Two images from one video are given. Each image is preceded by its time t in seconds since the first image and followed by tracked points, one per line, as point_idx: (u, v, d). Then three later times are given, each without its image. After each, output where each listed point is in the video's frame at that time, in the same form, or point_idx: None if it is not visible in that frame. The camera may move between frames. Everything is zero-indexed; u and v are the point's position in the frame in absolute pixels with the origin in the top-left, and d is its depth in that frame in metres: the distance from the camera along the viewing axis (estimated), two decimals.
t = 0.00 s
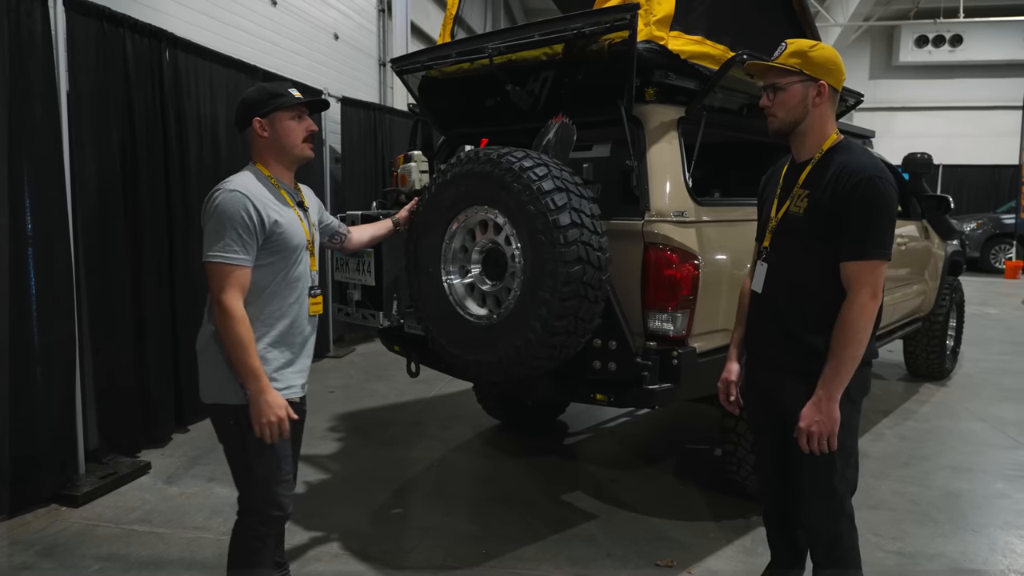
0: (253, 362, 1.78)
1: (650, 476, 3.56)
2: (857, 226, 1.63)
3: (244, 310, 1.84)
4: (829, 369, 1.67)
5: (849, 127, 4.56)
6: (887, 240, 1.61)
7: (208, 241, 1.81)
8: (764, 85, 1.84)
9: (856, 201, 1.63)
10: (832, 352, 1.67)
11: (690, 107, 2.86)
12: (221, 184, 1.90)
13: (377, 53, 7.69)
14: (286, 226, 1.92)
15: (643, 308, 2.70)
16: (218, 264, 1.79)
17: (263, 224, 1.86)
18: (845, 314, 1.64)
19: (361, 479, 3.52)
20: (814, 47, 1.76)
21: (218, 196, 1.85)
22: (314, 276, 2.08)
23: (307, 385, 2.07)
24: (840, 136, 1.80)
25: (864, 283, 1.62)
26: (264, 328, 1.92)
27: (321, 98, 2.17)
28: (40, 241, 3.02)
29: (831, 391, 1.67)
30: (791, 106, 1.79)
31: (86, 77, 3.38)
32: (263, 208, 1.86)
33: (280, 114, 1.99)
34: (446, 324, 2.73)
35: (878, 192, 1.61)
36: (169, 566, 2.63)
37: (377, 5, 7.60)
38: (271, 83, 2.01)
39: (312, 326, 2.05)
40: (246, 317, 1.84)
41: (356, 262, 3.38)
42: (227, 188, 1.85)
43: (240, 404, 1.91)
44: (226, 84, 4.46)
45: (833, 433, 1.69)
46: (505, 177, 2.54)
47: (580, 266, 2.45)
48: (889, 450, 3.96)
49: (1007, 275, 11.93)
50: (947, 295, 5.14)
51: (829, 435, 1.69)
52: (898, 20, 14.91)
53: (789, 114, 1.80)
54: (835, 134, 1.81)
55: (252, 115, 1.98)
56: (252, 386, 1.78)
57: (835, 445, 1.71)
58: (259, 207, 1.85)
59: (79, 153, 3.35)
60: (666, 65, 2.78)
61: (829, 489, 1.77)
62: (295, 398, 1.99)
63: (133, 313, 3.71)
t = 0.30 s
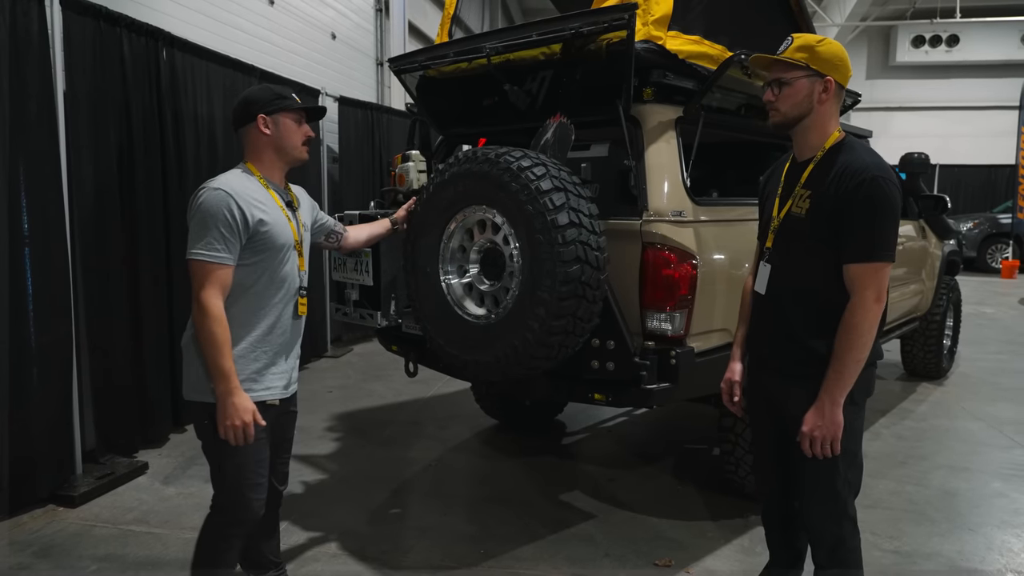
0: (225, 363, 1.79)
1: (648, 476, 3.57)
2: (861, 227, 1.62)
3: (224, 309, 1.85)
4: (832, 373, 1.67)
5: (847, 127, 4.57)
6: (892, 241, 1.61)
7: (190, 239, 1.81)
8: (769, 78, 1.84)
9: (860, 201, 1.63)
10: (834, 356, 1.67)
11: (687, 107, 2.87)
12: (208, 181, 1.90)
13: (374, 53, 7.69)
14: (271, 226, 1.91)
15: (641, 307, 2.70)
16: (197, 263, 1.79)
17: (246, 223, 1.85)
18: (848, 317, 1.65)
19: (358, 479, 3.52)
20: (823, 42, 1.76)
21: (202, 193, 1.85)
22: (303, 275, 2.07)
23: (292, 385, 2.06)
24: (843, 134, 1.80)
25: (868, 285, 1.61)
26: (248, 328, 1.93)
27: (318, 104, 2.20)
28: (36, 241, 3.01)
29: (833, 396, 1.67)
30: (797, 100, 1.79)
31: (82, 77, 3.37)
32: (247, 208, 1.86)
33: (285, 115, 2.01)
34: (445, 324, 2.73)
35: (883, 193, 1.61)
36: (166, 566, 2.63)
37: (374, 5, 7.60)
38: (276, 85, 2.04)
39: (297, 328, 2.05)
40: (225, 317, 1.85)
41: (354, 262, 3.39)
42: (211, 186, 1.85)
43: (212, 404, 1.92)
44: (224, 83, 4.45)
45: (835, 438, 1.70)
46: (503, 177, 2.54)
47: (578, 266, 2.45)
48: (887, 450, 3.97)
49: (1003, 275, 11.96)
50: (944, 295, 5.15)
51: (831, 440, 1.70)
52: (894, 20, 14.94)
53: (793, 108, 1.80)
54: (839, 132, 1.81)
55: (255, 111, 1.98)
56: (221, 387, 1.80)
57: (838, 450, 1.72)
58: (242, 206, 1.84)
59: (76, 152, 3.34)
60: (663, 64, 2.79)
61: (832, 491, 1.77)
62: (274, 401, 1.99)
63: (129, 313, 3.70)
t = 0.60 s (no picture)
0: (217, 365, 1.79)
1: (646, 476, 3.57)
2: (864, 229, 1.62)
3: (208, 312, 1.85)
4: (827, 377, 1.68)
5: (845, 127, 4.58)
6: (894, 246, 1.61)
7: (167, 245, 1.80)
8: (776, 74, 1.84)
9: (864, 203, 1.63)
10: (831, 359, 1.67)
11: (686, 107, 2.86)
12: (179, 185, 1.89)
13: (372, 53, 7.68)
14: (247, 226, 1.90)
15: (639, 307, 2.70)
16: (177, 268, 1.78)
17: (221, 225, 1.84)
18: (846, 321, 1.65)
19: (357, 479, 3.51)
20: (833, 38, 1.75)
21: (173, 198, 1.83)
22: (286, 274, 2.09)
23: (284, 381, 2.07)
24: (851, 133, 1.80)
25: (868, 289, 1.61)
26: (231, 328, 1.93)
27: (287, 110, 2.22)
28: (33, 241, 3.00)
29: (827, 400, 1.68)
30: (804, 98, 1.79)
31: (80, 77, 3.37)
32: (220, 209, 1.84)
33: (267, 119, 2.04)
34: (443, 324, 2.73)
35: (888, 197, 1.60)
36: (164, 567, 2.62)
37: (372, 5, 7.59)
38: (251, 87, 2.03)
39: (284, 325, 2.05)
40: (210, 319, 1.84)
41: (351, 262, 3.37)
42: (183, 190, 1.83)
43: (202, 405, 1.91)
44: (221, 83, 4.45)
45: (828, 441, 1.71)
46: (502, 177, 2.54)
47: (577, 266, 2.45)
48: (885, 450, 3.97)
49: (1000, 275, 11.99)
50: (942, 295, 5.16)
51: (824, 443, 1.71)
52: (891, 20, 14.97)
53: (801, 107, 1.80)
54: (846, 131, 1.81)
55: (242, 112, 1.98)
56: (216, 390, 1.79)
57: (832, 453, 1.73)
58: (215, 208, 1.83)
59: (73, 152, 3.33)
60: (662, 65, 2.80)
61: (831, 492, 1.77)
62: (262, 400, 1.99)
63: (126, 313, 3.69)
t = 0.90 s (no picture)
0: (191, 369, 1.79)
1: (646, 476, 3.57)
2: (866, 232, 1.62)
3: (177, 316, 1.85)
4: (827, 381, 1.68)
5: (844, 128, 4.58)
6: (895, 249, 1.61)
7: (132, 250, 1.80)
8: (781, 74, 1.84)
9: (866, 205, 1.62)
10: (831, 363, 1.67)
11: (686, 107, 2.86)
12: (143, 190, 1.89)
13: (371, 53, 7.68)
14: (212, 232, 1.90)
15: (640, 308, 2.70)
16: (141, 274, 1.78)
17: (185, 231, 1.84)
18: (847, 325, 1.64)
19: (356, 480, 3.51)
20: (840, 38, 1.75)
21: (137, 203, 1.83)
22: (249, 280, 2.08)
23: (250, 386, 2.07)
24: (858, 134, 1.80)
25: (868, 293, 1.61)
26: (195, 335, 1.92)
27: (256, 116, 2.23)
28: (33, 242, 2.99)
29: (827, 405, 1.68)
30: (809, 98, 1.79)
31: (79, 77, 3.36)
32: (184, 215, 1.84)
33: (233, 125, 2.05)
34: (443, 325, 2.73)
35: (891, 200, 1.60)
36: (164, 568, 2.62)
37: (371, 5, 7.59)
38: (219, 92, 2.05)
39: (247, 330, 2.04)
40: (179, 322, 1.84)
41: (351, 263, 3.36)
42: (147, 195, 1.83)
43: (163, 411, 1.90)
44: (221, 83, 4.45)
45: (828, 446, 1.71)
46: (502, 178, 2.54)
47: (577, 267, 2.45)
48: (884, 450, 3.98)
49: (998, 275, 12.02)
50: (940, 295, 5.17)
51: (824, 448, 1.71)
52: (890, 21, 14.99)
53: (805, 107, 1.81)
54: (852, 132, 1.81)
55: (208, 117, 1.99)
56: (192, 393, 1.80)
57: (832, 459, 1.73)
58: (179, 214, 1.84)
59: (72, 153, 3.32)
60: (663, 66, 2.81)
61: (834, 495, 1.77)
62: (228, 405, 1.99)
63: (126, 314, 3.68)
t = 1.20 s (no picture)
0: (175, 350, 1.74)
1: (646, 477, 3.57)
2: (866, 231, 1.62)
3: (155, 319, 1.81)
4: (827, 383, 1.68)
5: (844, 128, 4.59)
6: (895, 250, 1.61)
7: (111, 248, 1.79)
8: (784, 73, 1.84)
9: (865, 205, 1.62)
10: (830, 365, 1.68)
11: (686, 107, 2.86)
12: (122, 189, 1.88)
13: (370, 53, 7.67)
14: (189, 236, 1.93)
15: (639, 308, 2.70)
16: (123, 275, 1.77)
17: (166, 234, 1.86)
18: (846, 326, 1.64)
19: (355, 481, 3.51)
20: (845, 37, 1.75)
21: (121, 203, 1.83)
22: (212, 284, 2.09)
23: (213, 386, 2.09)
24: (859, 134, 1.80)
25: (868, 294, 1.61)
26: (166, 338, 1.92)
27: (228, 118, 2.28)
28: (32, 243, 2.99)
29: (826, 407, 1.68)
30: (810, 98, 1.79)
31: (78, 77, 3.36)
32: (167, 218, 1.86)
33: (205, 125, 2.09)
34: (443, 325, 2.73)
35: (890, 200, 1.60)
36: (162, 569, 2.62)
37: (370, 5, 7.58)
38: (197, 93, 2.10)
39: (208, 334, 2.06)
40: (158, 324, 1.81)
41: (351, 263, 3.36)
42: (133, 195, 1.84)
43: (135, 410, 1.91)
44: (220, 84, 4.44)
45: (827, 449, 1.71)
46: (502, 178, 2.54)
47: (577, 267, 2.45)
48: (883, 450, 3.98)
49: (996, 275, 12.04)
50: (939, 295, 5.18)
51: (823, 450, 1.71)
52: (888, 22, 15.01)
53: (806, 107, 1.81)
54: (854, 131, 1.81)
55: (182, 118, 2.04)
56: (181, 371, 1.73)
57: (831, 461, 1.73)
58: (163, 216, 1.85)
59: (71, 152, 3.31)
60: (663, 66, 2.81)
61: (835, 498, 1.77)
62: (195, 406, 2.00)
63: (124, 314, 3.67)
